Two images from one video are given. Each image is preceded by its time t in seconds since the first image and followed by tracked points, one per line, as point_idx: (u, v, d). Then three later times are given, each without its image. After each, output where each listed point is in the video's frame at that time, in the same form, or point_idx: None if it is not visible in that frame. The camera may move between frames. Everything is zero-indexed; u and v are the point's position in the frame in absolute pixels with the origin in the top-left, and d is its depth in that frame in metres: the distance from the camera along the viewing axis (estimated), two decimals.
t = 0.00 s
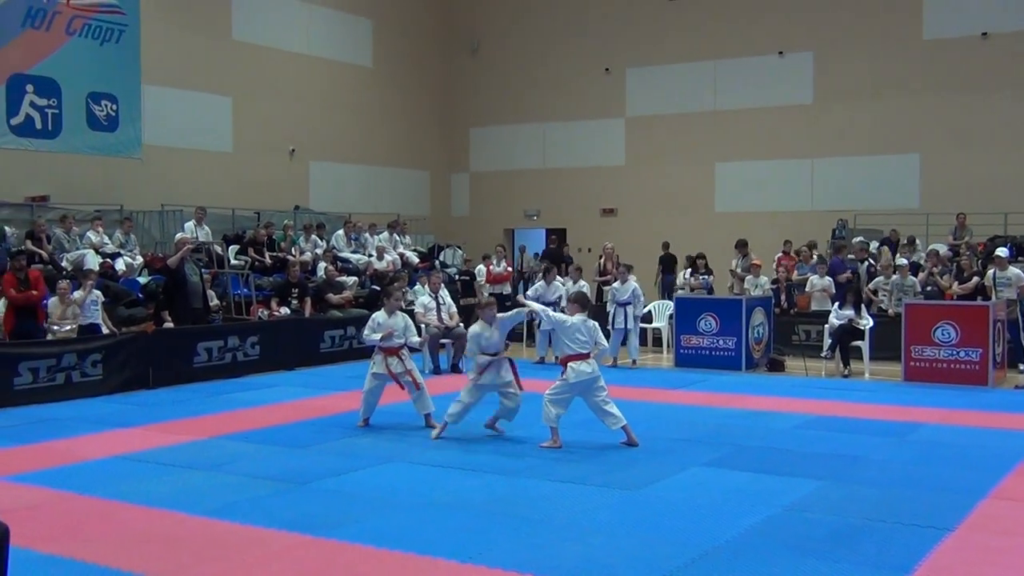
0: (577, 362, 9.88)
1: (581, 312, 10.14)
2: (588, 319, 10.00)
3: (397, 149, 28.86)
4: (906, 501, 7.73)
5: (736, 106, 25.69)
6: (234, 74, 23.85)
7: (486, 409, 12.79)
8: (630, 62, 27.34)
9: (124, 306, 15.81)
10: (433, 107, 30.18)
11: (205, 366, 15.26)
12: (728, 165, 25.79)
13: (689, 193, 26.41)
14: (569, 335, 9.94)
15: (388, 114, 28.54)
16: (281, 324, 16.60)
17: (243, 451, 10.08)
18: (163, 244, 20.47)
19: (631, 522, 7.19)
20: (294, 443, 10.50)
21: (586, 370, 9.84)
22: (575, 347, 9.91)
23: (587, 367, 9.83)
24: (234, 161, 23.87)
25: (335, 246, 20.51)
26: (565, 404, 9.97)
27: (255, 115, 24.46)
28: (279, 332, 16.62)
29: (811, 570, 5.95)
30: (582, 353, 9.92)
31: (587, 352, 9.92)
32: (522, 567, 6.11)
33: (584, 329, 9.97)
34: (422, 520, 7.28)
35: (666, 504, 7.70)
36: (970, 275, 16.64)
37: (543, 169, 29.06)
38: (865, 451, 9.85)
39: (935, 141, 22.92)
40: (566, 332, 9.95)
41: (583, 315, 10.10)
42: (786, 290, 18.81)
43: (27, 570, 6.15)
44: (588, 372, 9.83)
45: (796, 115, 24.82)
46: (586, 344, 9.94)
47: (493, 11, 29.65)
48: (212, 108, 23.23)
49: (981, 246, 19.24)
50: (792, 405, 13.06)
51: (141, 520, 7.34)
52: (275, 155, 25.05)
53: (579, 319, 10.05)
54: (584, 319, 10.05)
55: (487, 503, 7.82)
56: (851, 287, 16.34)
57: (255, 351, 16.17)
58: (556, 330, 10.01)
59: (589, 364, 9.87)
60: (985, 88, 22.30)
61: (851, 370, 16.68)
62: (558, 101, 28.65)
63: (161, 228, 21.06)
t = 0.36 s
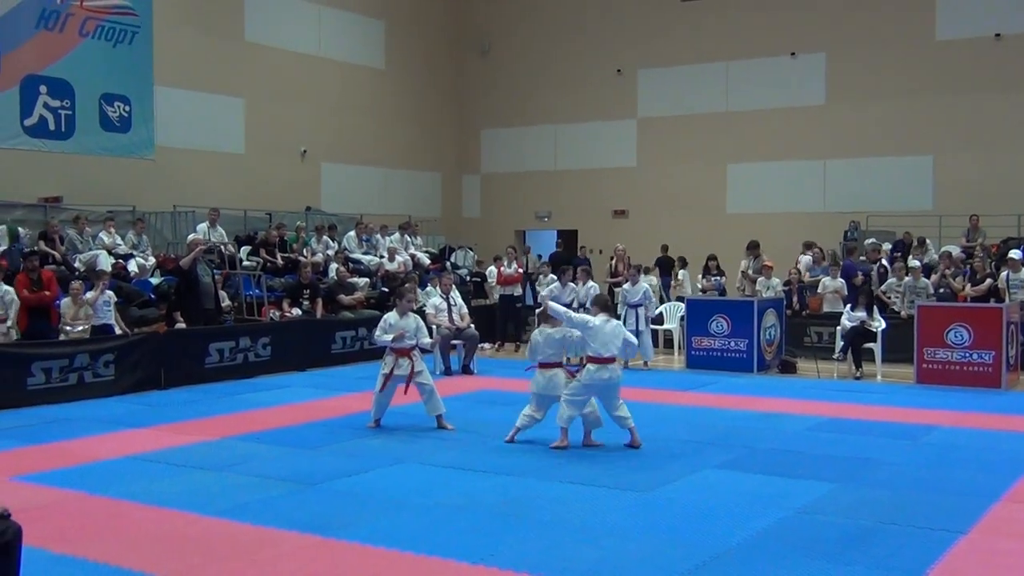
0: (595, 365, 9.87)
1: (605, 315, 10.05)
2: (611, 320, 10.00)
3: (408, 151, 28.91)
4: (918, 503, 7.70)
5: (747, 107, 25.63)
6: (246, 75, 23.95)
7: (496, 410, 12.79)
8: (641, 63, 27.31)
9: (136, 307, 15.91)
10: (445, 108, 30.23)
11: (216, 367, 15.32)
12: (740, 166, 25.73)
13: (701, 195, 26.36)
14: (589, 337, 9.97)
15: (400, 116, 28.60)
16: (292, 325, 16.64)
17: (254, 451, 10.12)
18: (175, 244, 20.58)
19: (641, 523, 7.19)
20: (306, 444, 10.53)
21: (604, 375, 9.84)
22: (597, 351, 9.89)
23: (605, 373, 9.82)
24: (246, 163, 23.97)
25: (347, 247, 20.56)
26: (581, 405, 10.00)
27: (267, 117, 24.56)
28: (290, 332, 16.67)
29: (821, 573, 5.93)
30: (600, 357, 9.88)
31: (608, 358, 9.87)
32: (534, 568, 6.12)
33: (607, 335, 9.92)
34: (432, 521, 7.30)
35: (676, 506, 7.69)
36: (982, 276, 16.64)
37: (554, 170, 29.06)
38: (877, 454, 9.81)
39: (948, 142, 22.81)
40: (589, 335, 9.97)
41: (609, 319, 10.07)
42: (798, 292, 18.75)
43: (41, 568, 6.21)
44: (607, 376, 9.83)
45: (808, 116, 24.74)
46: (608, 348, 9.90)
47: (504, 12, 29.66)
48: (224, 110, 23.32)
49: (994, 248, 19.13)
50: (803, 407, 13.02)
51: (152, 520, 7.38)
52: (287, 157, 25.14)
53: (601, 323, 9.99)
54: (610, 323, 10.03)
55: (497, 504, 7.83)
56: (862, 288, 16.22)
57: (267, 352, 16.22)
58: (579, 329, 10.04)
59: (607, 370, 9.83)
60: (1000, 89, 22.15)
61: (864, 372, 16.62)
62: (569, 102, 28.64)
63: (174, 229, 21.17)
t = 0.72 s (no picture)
0: (671, 375, 9.84)
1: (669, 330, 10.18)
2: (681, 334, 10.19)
3: (419, 152, 28.96)
4: (930, 507, 7.65)
5: (759, 109, 25.55)
6: (258, 77, 24.04)
7: (507, 412, 12.79)
8: (653, 65, 27.27)
9: (148, 307, 16.00)
10: (456, 110, 30.27)
11: (227, 367, 15.37)
12: (752, 168, 25.65)
13: (712, 197, 26.29)
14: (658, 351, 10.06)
15: (411, 117, 28.65)
16: (303, 326, 16.67)
17: (264, 452, 10.14)
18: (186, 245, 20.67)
19: (652, 526, 7.16)
20: (315, 445, 10.55)
21: (681, 383, 9.80)
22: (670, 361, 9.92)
23: (683, 380, 9.77)
24: (258, 164, 24.05)
25: (358, 248, 20.60)
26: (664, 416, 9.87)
27: (279, 118, 24.65)
28: (301, 333, 16.70)
29: None
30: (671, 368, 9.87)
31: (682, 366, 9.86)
32: (544, 571, 6.10)
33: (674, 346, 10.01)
34: (442, 523, 7.29)
35: (686, 509, 7.66)
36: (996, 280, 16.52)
37: (565, 172, 29.04)
38: (890, 457, 9.75)
39: (961, 145, 22.69)
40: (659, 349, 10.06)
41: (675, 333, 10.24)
42: (810, 294, 18.67)
43: (51, 568, 6.23)
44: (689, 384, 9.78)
45: (820, 118, 24.65)
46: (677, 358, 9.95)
47: (516, 14, 29.68)
48: (236, 111, 23.40)
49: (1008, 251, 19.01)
50: (815, 410, 12.96)
51: (162, 520, 7.40)
52: (299, 158, 25.21)
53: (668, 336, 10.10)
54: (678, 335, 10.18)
55: (507, 506, 7.82)
56: (873, 291, 16.01)
57: (277, 352, 16.26)
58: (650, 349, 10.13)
59: (684, 378, 9.80)
60: (1014, 92, 22.00)
61: (875, 375, 16.54)
62: (581, 104, 28.63)
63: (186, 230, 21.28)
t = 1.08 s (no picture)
0: (749, 392, 8.77)
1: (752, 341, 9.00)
2: (758, 344, 8.96)
3: (430, 154, 28.99)
4: (943, 511, 7.60)
5: (770, 111, 25.48)
6: (270, 78, 24.13)
7: (516, 413, 12.78)
8: (664, 67, 27.23)
9: (158, 307, 16.07)
10: (467, 111, 30.30)
11: (237, 367, 15.40)
12: (763, 170, 25.59)
13: (723, 199, 26.22)
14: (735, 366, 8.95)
15: (422, 119, 28.69)
16: (313, 327, 16.71)
17: (275, 452, 10.18)
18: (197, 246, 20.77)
19: (661, 529, 7.15)
20: (326, 446, 10.56)
21: (761, 400, 8.70)
22: (747, 378, 8.83)
23: (761, 397, 8.67)
24: (269, 165, 24.12)
25: (369, 249, 20.64)
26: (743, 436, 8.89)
27: (290, 119, 24.72)
28: (312, 334, 16.74)
29: None
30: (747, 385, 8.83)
31: (760, 381, 8.74)
32: (552, 573, 6.10)
33: (751, 359, 8.86)
34: (452, 524, 7.29)
35: (699, 512, 7.62)
36: (1008, 282, 16.48)
37: (575, 174, 29.03)
38: (902, 461, 9.70)
39: (974, 147, 22.58)
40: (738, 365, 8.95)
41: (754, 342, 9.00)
42: (821, 297, 18.63)
43: (61, 568, 6.25)
44: (767, 402, 8.67)
45: (832, 120, 24.56)
46: (755, 373, 8.79)
47: (527, 15, 29.68)
48: (247, 112, 23.48)
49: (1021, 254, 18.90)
50: (826, 413, 12.90)
51: (172, 521, 7.42)
52: (310, 159, 25.28)
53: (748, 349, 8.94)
54: (757, 347, 8.96)
55: (518, 507, 7.82)
56: (885, 293, 16.00)
57: (288, 353, 16.30)
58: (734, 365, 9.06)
59: (762, 394, 8.69)
60: None
61: (887, 379, 16.46)
62: (591, 106, 28.62)
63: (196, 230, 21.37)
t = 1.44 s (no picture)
0: (748, 385, 8.84)
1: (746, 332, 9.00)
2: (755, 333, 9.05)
3: (439, 155, 29.03)
4: (954, 514, 7.55)
5: (781, 112, 25.41)
6: (280, 80, 24.21)
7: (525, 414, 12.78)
8: (674, 68, 27.19)
9: (169, 307, 16.15)
10: (476, 113, 30.33)
11: (247, 367, 15.45)
12: (773, 172, 25.53)
13: (733, 200, 26.16)
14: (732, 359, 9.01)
15: (431, 120, 28.72)
16: (323, 328, 16.76)
17: (285, 453, 10.21)
18: (207, 246, 20.86)
19: (671, 531, 7.13)
20: (336, 447, 10.57)
21: (761, 392, 8.78)
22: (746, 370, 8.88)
23: (762, 388, 8.76)
24: (279, 166, 24.20)
25: (379, 250, 20.67)
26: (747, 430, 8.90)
27: (300, 121, 24.78)
28: (322, 335, 16.77)
29: None
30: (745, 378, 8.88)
31: (758, 373, 8.81)
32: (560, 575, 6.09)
33: (749, 350, 8.89)
34: (461, 525, 7.30)
35: (709, 514, 7.60)
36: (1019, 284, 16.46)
37: (585, 175, 29.02)
38: (913, 463, 9.65)
39: (985, 149, 22.49)
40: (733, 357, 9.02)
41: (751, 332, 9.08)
42: (832, 299, 18.57)
43: (71, 567, 6.28)
44: (767, 393, 8.76)
45: (843, 120, 24.47)
46: (755, 364, 8.85)
47: (537, 16, 29.67)
48: (257, 113, 23.56)
49: None
50: (837, 415, 12.85)
51: (181, 521, 7.45)
52: (320, 160, 25.35)
53: (745, 339, 8.95)
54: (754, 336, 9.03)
55: (527, 508, 7.82)
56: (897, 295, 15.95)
57: (297, 354, 16.34)
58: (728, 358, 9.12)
59: (761, 386, 8.77)
60: None
61: (898, 381, 16.38)
62: (601, 107, 28.60)
63: (207, 231, 21.45)
